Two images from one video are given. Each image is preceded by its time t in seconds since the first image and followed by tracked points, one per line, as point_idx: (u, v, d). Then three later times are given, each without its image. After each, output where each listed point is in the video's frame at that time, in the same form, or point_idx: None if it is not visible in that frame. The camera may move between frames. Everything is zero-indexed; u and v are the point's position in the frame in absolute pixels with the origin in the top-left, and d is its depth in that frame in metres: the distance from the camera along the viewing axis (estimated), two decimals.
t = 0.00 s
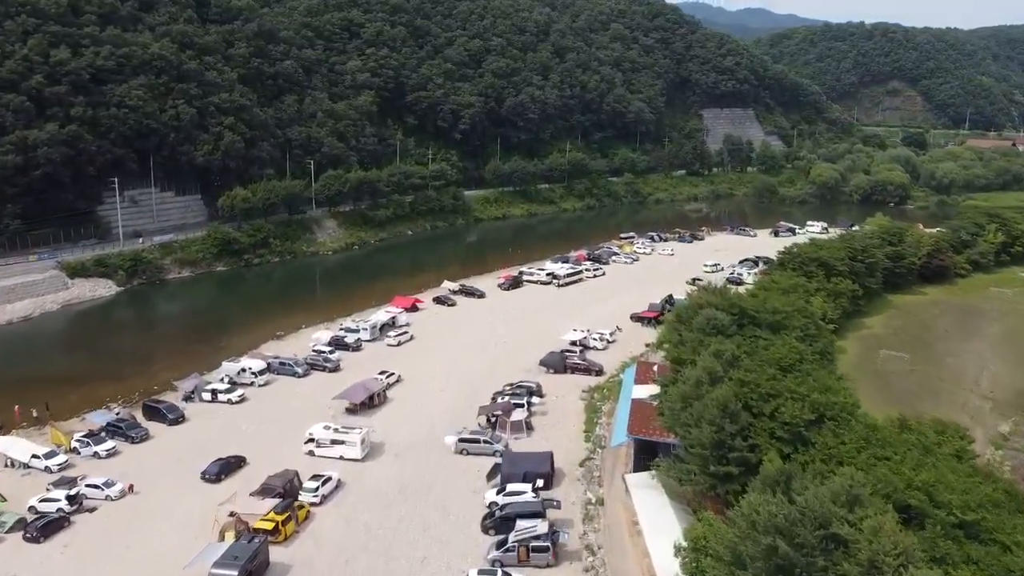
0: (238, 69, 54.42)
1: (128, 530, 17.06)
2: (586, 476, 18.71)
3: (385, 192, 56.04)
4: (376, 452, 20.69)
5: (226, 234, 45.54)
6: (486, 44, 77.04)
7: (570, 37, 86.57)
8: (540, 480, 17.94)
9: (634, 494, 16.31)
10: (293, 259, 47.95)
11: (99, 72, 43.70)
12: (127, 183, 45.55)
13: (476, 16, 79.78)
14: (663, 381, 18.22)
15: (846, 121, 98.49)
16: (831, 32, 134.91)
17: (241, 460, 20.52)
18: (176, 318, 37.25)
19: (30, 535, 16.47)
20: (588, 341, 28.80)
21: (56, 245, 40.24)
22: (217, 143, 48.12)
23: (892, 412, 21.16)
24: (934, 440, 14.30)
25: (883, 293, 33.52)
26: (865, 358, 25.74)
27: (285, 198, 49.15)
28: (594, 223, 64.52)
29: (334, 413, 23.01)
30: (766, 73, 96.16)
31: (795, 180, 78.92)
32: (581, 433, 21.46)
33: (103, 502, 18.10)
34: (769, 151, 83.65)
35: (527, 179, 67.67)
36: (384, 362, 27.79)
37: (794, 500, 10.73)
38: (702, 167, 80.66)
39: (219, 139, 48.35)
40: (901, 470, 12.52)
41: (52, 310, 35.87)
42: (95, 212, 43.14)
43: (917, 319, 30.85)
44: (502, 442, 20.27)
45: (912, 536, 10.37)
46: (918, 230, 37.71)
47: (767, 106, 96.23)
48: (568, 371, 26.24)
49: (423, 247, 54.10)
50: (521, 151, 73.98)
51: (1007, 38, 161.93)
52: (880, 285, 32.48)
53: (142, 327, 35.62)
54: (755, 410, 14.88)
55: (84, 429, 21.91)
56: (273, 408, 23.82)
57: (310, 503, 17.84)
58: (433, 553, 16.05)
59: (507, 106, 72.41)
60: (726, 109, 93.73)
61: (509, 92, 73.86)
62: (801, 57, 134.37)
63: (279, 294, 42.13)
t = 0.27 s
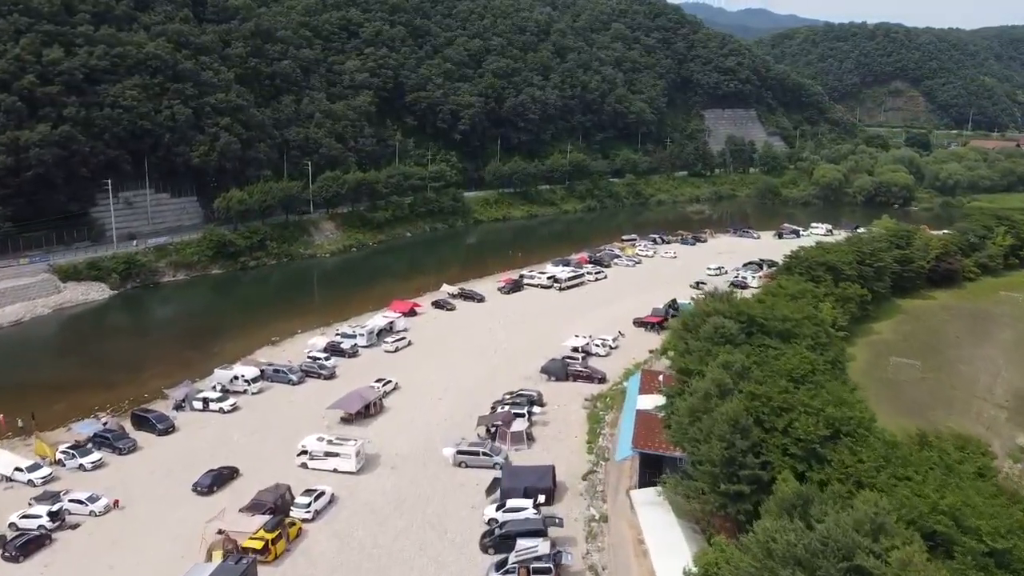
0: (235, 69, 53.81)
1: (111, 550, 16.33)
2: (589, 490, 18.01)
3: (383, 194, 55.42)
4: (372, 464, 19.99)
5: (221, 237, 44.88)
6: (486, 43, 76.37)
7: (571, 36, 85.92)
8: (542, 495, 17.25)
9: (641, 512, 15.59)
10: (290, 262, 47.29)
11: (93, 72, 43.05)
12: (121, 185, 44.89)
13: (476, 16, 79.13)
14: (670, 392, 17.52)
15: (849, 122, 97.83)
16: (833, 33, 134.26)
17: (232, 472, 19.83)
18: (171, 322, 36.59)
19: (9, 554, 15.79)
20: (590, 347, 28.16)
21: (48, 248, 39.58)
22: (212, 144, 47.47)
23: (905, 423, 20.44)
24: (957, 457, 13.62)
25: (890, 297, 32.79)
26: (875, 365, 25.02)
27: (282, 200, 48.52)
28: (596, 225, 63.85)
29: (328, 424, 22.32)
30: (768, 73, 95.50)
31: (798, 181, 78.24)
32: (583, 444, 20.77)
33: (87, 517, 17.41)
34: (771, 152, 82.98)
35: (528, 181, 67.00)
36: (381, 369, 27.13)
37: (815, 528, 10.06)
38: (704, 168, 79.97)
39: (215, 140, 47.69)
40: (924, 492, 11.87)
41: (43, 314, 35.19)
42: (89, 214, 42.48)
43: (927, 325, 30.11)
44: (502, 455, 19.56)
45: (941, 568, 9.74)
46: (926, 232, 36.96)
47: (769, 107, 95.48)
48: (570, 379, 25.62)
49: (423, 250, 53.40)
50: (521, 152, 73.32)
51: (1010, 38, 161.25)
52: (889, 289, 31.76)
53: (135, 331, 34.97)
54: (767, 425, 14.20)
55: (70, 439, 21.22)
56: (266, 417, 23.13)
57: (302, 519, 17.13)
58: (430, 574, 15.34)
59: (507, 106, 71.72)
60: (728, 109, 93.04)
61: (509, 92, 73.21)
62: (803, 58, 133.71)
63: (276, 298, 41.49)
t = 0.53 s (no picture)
0: (231, 69, 53.20)
1: (92, 569, 15.62)
2: (592, 506, 17.31)
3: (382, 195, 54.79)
4: (367, 477, 19.29)
5: (217, 239, 44.21)
6: (486, 43, 75.70)
7: (572, 36, 85.26)
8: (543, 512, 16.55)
9: (647, 531, 14.89)
10: (287, 265, 46.65)
11: (86, 71, 42.37)
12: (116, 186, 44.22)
13: (476, 15, 78.47)
14: (676, 405, 16.82)
15: (852, 122, 97.16)
16: (835, 33, 133.60)
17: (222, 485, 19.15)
18: (166, 326, 35.95)
19: None
20: (592, 354, 27.46)
21: (40, 250, 38.90)
22: (208, 144, 46.80)
23: (920, 435, 19.72)
24: (981, 475, 12.94)
25: (899, 301, 32.06)
26: (885, 372, 24.30)
27: (279, 202, 47.87)
28: (597, 226, 63.19)
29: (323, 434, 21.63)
30: (770, 74, 94.83)
31: (801, 182, 77.56)
32: (586, 456, 20.09)
33: (69, 534, 16.72)
34: (774, 153, 82.30)
35: (528, 182, 66.34)
36: (378, 377, 26.45)
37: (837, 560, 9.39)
38: (706, 169, 79.25)
39: (211, 140, 47.04)
40: (950, 516, 11.18)
41: (34, 318, 34.50)
42: (82, 216, 41.80)
43: (937, 330, 29.39)
44: (501, 468, 18.88)
45: None
46: (934, 235, 36.21)
47: (771, 107, 94.76)
48: (572, 387, 24.93)
49: (422, 252, 52.71)
50: (522, 153, 72.65)
51: (1012, 38, 160.54)
52: (897, 293, 31.04)
53: (129, 335, 34.32)
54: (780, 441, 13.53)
55: (55, 451, 20.53)
56: (259, 426, 22.45)
57: (292, 537, 16.42)
58: None
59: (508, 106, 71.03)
60: (730, 110, 92.35)
61: (509, 92, 72.53)
62: (805, 58, 133.03)
63: (272, 301, 40.82)
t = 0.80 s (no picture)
0: (228, 68, 52.63)
1: None
2: (596, 523, 16.61)
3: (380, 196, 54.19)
4: (362, 491, 18.58)
5: (212, 241, 43.55)
6: (486, 43, 75.03)
7: (572, 36, 84.59)
8: (544, 530, 15.86)
9: (654, 551, 14.18)
10: (284, 267, 46.05)
11: (79, 71, 41.68)
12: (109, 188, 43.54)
13: (476, 14, 77.79)
14: (683, 417, 16.14)
15: (855, 123, 96.46)
16: (837, 33, 132.96)
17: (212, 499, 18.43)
18: (160, 329, 35.27)
19: None
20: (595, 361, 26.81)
21: (32, 253, 38.22)
22: (204, 145, 46.12)
23: (935, 448, 19.01)
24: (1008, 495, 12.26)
25: (908, 306, 31.37)
26: (896, 380, 23.61)
27: (275, 203, 47.24)
28: (598, 228, 62.53)
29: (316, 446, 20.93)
30: (772, 73, 94.14)
31: (804, 184, 76.88)
32: (589, 468, 19.44)
33: (51, 553, 16.02)
34: (776, 154, 81.61)
35: (529, 183, 65.70)
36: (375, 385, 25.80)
37: None
38: (708, 170, 78.57)
39: (207, 141, 46.38)
40: (978, 542, 10.53)
41: (25, 322, 33.80)
42: (75, 218, 41.12)
43: (948, 336, 28.68)
44: (500, 482, 18.21)
45: None
46: (943, 238, 35.49)
47: (774, 107, 94.07)
48: (575, 396, 24.29)
49: (421, 254, 52.05)
50: (522, 153, 71.97)
51: (1015, 38, 159.85)
52: (906, 297, 30.34)
53: (123, 339, 33.61)
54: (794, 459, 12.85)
55: (38, 463, 19.84)
56: (252, 436, 21.76)
57: (283, 556, 15.73)
58: None
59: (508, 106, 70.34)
60: (732, 110, 91.66)
61: (509, 92, 71.85)
62: (807, 58, 132.34)
63: (269, 304, 40.18)
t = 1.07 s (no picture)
0: (224, 68, 52.06)
1: None
2: (600, 541, 15.93)
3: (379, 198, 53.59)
4: (356, 506, 17.89)
5: (208, 243, 42.89)
6: (486, 42, 74.39)
7: (573, 35, 83.95)
8: (546, 549, 15.20)
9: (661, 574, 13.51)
10: (281, 270, 45.41)
11: (72, 70, 41.03)
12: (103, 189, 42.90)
13: (476, 14, 77.17)
14: (690, 433, 15.48)
15: (857, 123, 95.76)
16: (839, 32, 132.26)
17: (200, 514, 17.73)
18: (155, 333, 34.66)
19: None
20: (597, 368, 26.16)
21: (24, 256, 37.57)
22: (199, 146, 45.46)
23: (952, 462, 18.27)
24: None
25: (917, 310, 30.63)
26: (908, 388, 22.91)
27: (272, 205, 46.61)
28: (599, 229, 61.87)
29: (309, 458, 20.27)
30: (774, 74, 93.46)
31: (807, 185, 76.21)
32: (591, 482, 18.75)
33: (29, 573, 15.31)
34: (779, 154, 80.97)
35: (529, 184, 65.06)
36: (371, 393, 25.18)
37: None
38: (710, 171, 77.94)
39: (203, 141, 45.74)
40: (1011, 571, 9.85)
41: (15, 326, 33.15)
42: (68, 221, 40.47)
43: (959, 341, 27.92)
44: (500, 497, 17.53)
45: None
46: (952, 240, 34.76)
47: (776, 108, 93.41)
48: (576, 405, 23.65)
49: (420, 256, 51.37)
50: (523, 154, 71.35)
51: (1017, 37, 159.07)
52: (916, 302, 29.61)
53: (116, 343, 32.99)
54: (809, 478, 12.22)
55: (22, 476, 19.17)
56: (243, 448, 21.09)
57: None
58: None
59: (508, 107, 69.64)
60: (734, 110, 90.98)
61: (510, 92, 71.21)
62: (809, 58, 131.65)
63: (266, 307, 39.54)
